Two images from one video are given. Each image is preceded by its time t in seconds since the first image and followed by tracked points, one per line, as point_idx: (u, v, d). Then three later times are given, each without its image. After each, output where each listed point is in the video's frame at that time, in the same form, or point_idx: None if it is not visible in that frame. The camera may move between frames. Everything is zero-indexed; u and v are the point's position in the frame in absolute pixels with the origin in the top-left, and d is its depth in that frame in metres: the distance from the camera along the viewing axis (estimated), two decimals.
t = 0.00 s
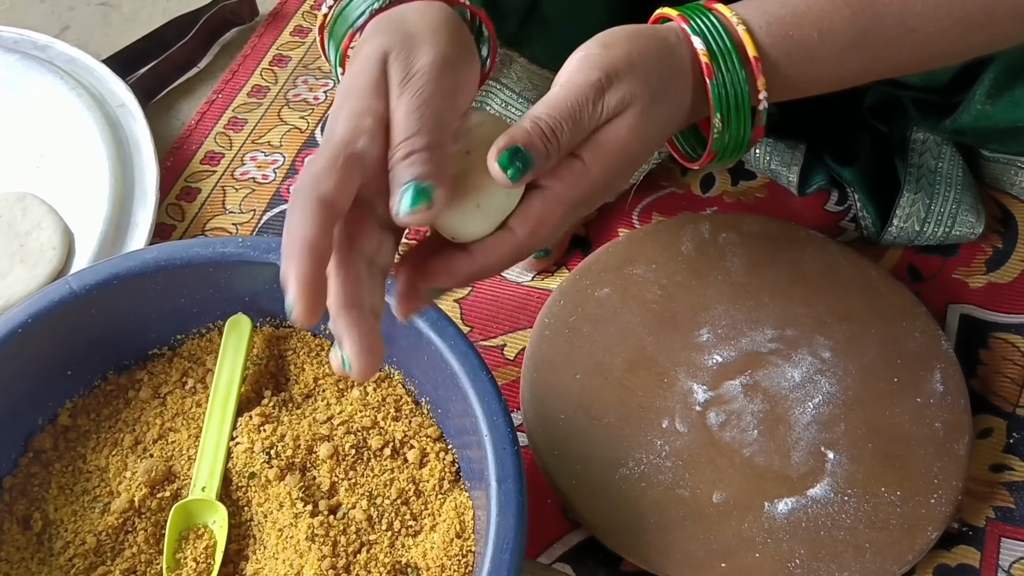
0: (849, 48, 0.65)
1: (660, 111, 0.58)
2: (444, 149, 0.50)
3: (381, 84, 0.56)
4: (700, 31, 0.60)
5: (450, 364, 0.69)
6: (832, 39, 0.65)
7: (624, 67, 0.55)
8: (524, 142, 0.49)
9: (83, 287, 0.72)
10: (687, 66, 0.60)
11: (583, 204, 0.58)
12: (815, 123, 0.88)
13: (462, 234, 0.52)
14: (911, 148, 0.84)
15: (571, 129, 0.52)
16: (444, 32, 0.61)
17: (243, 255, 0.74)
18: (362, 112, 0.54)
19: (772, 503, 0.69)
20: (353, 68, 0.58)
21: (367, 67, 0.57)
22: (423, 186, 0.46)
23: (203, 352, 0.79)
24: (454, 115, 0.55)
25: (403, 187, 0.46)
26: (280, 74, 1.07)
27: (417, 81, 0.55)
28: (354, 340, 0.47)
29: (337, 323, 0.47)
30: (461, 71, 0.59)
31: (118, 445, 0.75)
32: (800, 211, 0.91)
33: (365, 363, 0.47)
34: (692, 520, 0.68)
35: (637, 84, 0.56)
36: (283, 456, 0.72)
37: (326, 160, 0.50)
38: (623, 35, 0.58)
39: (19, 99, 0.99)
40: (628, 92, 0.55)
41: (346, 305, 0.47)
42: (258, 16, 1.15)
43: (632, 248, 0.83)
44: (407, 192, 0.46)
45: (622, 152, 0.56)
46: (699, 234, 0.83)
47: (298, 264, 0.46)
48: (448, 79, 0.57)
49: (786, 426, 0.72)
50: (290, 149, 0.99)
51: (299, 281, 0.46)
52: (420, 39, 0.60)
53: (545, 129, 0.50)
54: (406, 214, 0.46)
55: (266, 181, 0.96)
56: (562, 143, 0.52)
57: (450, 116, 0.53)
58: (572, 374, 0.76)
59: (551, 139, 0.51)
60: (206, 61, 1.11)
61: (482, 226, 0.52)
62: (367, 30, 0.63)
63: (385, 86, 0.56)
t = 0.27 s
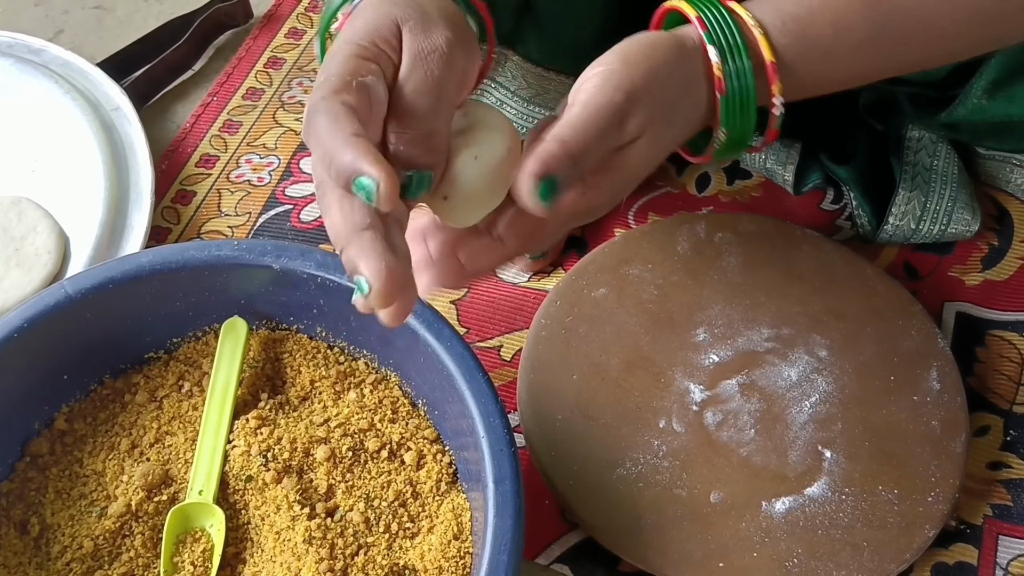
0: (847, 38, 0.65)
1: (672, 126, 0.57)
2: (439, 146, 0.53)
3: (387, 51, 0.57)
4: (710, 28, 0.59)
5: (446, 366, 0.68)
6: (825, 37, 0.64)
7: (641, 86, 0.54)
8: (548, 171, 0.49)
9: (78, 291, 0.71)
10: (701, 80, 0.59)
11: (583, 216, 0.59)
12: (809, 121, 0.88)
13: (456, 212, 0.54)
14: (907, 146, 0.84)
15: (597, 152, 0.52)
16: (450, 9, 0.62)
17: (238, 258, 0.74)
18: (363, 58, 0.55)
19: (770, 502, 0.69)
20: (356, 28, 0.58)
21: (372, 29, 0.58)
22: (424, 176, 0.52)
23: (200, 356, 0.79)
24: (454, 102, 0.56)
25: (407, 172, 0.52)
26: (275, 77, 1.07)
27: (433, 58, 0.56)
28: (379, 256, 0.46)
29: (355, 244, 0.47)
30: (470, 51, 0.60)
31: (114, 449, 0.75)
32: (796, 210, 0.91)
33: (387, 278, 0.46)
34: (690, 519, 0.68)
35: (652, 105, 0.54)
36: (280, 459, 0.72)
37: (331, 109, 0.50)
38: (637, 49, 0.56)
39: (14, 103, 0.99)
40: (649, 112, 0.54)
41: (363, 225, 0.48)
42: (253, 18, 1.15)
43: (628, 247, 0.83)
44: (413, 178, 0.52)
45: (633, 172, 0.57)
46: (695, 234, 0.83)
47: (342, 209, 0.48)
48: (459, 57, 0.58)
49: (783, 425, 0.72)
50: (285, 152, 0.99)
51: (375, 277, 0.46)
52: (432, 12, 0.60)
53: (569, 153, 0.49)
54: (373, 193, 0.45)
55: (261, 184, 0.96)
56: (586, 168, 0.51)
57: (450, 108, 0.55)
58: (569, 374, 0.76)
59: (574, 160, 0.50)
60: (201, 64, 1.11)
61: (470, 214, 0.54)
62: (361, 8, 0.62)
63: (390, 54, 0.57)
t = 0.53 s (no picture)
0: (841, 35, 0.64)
1: (659, 100, 0.57)
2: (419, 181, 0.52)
3: (368, 86, 0.55)
4: (704, 28, 0.60)
5: (441, 367, 0.68)
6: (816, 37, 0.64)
7: (621, 55, 0.56)
8: (498, 123, 0.51)
9: (72, 296, 0.71)
10: (691, 61, 0.60)
11: (577, 194, 0.57)
12: (802, 120, 0.88)
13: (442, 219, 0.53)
14: (900, 144, 0.84)
15: (555, 113, 0.53)
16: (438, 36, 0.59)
17: (232, 261, 0.74)
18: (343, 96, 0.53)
19: (766, 501, 0.69)
20: (339, 61, 0.55)
21: (355, 63, 0.55)
22: (402, 207, 0.50)
23: (194, 359, 0.78)
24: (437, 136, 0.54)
25: (385, 204, 0.50)
26: (268, 79, 1.07)
27: (411, 94, 0.54)
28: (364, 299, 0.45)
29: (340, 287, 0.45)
30: (453, 78, 0.58)
31: (109, 453, 0.74)
32: (790, 209, 0.91)
33: (373, 324, 0.45)
34: (686, 519, 0.68)
35: (632, 75, 0.56)
36: (275, 462, 0.72)
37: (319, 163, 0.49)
38: (629, 27, 0.58)
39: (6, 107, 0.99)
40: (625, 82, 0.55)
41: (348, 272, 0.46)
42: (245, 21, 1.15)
43: (622, 247, 0.83)
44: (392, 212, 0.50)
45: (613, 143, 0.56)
46: (689, 233, 0.83)
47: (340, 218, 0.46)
48: (438, 91, 0.56)
49: (778, 424, 0.72)
50: (279, 154, 0.99)
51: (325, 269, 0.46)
52: (415, 39, 0.58)
53: (523, 109, 0.52)
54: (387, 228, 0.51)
55: (255, 186, 0.96)
56: (543, 126, 0.53)
57: (431, 144, 0.53)
58: (564, 375, 0.76)
59: (531, 120, 0.52)
60: (193, 66, 1.11)
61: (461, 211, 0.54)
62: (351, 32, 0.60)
63: (372, 88, 0.55)
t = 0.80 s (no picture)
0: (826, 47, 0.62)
1: (648, 118, 0.57)
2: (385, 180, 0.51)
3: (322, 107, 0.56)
4: (695, 40, 0.60)
5: (434, 370, 0.68)
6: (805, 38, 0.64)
7: (604, 76, 0.56)
8: (480, 138, 0.53)
9: (63, 301, 0.71)
10: (684, 76, 0.59)
11: (576, 213, 0.57)
12: (792, 122, 0.87)
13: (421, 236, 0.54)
14: (891, 142, 0.84)
15: (534, 125, 0.54)
16: (393, 44, 0.60)
17: (223, 264, 0.73)
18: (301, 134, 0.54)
19: (759, 500, 0.69)
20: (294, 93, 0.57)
21: (310, 88, 0.57)
22: (368, 217, 0.48)
23: (186, 363, 0.78)
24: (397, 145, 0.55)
25: (348, 215, 0.48)
26: (258, 82, 1.07)
27: (365, 104, 0.55)
28: (303, 353, 0.48)
29: (292, 338, 0.50)
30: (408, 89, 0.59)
31: (102, 458, 0.74)
32: (781, 207, 0.92)
33: (318, 373, 0.48)
34: (680, 519, 0.68)
35: (616, 94, 0.56)
36: (269, 466, 0.72)
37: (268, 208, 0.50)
38: (620, 48, 0.58)
39: None
40: (608, 100, 0.56)
41: (300, 321, 0.50)
42: (235, 24, 1.15)
43: (614, 248, 0.83)
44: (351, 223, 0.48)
45: (599, 158, 0.55)
46: (681, 233, 0.83)
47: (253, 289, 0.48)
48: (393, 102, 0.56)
49: (771, 423, 0.72)
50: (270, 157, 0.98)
51: (257, 306, 0.47)
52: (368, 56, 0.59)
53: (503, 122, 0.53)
54: (353, 243, 0.48)
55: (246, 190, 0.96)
56: (524, 140, 0.53)
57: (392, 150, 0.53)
58: (558, 375, 0.76)
59: (512, 132, 0.53)
60: (184, 70, 1.10)
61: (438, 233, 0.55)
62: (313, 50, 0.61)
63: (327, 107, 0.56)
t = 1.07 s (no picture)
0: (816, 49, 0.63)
1: (643, 141, 0.60)
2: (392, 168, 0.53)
3: (333, 81, 0.57)
4: (698, 58, 0.62)
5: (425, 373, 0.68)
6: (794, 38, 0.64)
7: (604, 98, 0.58)
8: (485, 145, 0.53)
9: (53, 307, 0.71)
10: (683, 96, 0.61)
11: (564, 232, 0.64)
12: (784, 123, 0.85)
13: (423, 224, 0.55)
14: (881, 140, 0.84)
15: (541, 141, 0.55)
16: (397, 34, 0.63)
17: (214, 268, 0.73)
18: (310, 92, 0.54)
19: (752, 499, 0.69)
20: (304, 60, 0.58)
21: (320, 60, 0.58)
22: (382, 205, 0.52)
23: (177, 368, 0.78)
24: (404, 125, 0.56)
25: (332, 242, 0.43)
26: (247, 85, 1.06)
27: (378, 87, 0.56)
28: (345, 297, 0.42)
29: (317, 284, 0.42)
30: (416, 73, 0.62)
31: (93, 464, 0.74)
32: (772, 206, 0.92)
33: (353, 321, 0.42)
34: (673, 518, 0.68)
35: (616, 116, 0.58)
36: (261, 470, 0.72)
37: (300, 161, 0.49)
38: (616, 68, 0.61)
39: None
40: (607, 122, 0.58)
41: (320, 267, 0.43)
42: (223, 26, 1.15)
43: (605, 248, 0.83)
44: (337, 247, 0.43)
45: (594, 187, 0.61)
46: (672, 233, 0.83)
47: (337, 214, 0.45)
48: (404, 87, 0.58)
49: (763, 421, 0.72)
50: (260, 160, 0.98)
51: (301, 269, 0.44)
52: (379, 37, 0.61)
53: (510, 134, 0.53)
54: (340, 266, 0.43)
55: (236, 193, 0.95)
56: (529, 152, 0.55)
57: (399, 141, 0.55)
58: (550, 376, 0.76)
59: (517, 146, 0.54)
60: (172, 73, 1.10)
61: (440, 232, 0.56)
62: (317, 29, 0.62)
63: (336, 82, 0.57)
